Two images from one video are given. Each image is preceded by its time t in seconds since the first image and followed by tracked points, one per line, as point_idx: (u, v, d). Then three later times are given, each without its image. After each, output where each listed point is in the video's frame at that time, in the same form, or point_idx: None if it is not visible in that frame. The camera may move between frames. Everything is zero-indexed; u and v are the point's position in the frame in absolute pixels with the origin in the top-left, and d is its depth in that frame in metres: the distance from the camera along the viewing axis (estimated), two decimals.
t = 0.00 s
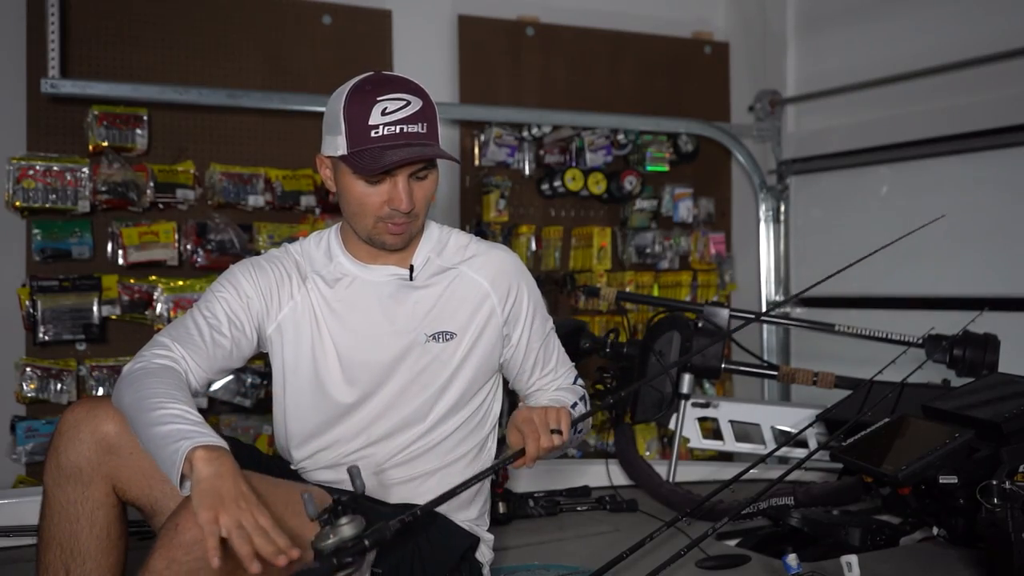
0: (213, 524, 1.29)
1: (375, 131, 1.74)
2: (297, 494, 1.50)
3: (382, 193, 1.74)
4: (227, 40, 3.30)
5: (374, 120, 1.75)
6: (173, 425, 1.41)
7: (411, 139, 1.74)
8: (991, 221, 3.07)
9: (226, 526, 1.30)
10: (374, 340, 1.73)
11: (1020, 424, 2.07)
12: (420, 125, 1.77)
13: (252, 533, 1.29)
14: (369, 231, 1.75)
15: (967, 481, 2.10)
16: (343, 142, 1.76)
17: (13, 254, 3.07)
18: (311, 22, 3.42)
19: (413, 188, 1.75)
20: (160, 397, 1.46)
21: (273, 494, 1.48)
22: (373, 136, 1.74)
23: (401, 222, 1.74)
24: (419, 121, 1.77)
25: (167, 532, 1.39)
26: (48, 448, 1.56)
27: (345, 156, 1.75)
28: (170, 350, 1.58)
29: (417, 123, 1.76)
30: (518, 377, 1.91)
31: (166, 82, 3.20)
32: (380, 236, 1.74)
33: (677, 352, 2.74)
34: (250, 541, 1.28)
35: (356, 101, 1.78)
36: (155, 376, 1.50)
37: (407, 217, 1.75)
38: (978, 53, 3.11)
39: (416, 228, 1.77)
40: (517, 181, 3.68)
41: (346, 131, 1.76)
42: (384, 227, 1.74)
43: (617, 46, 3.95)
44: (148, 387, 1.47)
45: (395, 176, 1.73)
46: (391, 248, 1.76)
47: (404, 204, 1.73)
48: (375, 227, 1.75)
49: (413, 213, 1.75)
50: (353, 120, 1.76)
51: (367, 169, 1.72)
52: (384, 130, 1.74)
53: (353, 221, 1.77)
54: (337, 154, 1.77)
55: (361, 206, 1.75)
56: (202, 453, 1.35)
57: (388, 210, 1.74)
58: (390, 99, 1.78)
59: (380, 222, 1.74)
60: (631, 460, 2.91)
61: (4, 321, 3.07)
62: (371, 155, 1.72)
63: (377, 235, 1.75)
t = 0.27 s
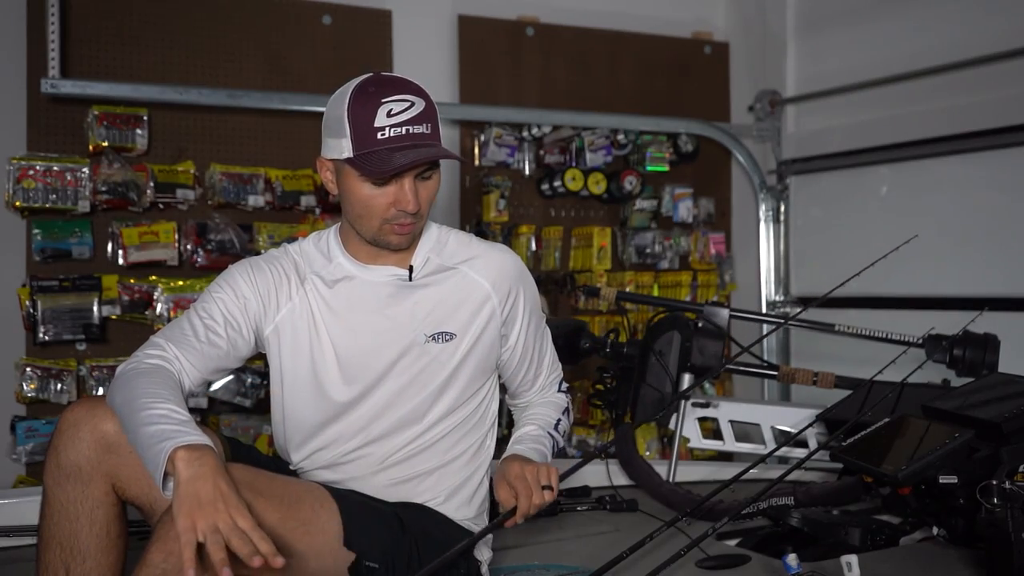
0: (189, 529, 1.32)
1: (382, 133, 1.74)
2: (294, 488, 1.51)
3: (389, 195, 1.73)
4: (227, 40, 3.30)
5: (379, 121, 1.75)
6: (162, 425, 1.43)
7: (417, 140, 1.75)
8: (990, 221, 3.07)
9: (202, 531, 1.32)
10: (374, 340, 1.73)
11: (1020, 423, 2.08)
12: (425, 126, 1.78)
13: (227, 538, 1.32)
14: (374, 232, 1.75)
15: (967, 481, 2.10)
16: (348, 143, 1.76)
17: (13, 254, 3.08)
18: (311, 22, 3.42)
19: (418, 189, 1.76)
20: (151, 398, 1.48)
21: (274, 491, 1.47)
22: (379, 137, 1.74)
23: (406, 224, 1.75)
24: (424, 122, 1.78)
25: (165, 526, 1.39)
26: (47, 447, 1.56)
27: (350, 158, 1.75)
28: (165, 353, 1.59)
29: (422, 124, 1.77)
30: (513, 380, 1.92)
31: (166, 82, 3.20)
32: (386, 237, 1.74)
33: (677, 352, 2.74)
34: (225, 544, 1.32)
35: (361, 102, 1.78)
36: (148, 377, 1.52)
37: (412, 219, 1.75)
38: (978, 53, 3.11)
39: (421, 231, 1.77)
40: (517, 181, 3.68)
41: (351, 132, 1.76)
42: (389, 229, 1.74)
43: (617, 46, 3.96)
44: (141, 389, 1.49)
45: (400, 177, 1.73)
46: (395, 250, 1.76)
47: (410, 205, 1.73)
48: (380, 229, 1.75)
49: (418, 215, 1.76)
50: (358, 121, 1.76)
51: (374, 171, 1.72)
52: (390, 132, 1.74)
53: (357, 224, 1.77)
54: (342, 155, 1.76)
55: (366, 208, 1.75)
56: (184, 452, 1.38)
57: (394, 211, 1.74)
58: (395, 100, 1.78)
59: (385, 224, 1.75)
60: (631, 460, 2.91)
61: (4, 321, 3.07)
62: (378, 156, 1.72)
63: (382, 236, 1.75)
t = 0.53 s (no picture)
0: (189, 515, 1.32)
1: (384, 132, 1.74)
2: (298, 492, 1.49)
3: (390, 194, 1.73)
4: (227, 40, 3.30)
5: (381, 120, 1.75)
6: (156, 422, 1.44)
7: (419, 138, 1.76)
8: (990, 221, 3.07)
9: (203, 517, 1.32)
10: (374, 340, 1.73)
11: (1020, 423, 2.08)
12: (426, 125, 1.78)
13: (228, 518, 1.31)
14: (375, 232, 1.75)
15: (967, 481, 2.10)
16: (349, 142, 1.76)
17: (13, 254, 3.08)
18: (311, 22, 3.42)
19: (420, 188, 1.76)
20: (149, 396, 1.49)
21: (279, 495, 1.45)
22: (381, 136, 1.74)
23: (407, 224, 1.75)
24: (425, 121, 1.78)
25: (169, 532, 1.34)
26: (47, 447, 1.56)
27: (352, 157, 1.74)
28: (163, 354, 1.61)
29: (424, 123, 1.77)
30: (512, 381, 1.92)
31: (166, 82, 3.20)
32: (388, 236, 1.74)
33: (677, 352, 2.74)
34: (228, 526, 1.31)
35: (362, 101, 1.78)
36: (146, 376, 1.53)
37: (413, 218, 1.75)
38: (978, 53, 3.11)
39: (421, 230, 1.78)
40: (517, 181, 3.68)
41: (352, 131, 1.76)
42: (390, 228, 1.74)
43: (617, 46, 3.96)
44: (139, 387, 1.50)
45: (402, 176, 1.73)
46: (396, 250, 1.76)
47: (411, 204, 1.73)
48: (381, 228, 1.75)
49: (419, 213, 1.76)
50: (359, 120, 1.76)
51: (377, 170, 1.72)
52: (392, 131, 1.75)
53: (358, 223, 1.77)
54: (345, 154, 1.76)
55: (369, 207, 1.75)
56: (181, 445, 1.38)
57: (395, 210, 1.74)
58: (396, 99, 1.78)
59: (386, 223, 1.75)
60: (631, 460, 2.91)
61: (4, 321, 3.07)
62: (381, 156, 1.72)
63: (384, 235, 1.75)
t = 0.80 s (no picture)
0: (187, 497, 1.32)
1: (383, 131, 1.74)
2: (303, 499, 1.47)
3: (390, 192, 1.73)
4: (227, 40, 3.30)
5: (381, 118, 1.75)
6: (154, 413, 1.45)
7: (419, 137, 1.75)
8: (990, 221, 3.07)
9: (201, 497, 1.32)
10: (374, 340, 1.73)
11: (1020, 423, 2.08)
12: (426, 123, 1.78)
13: (228, 497, 1.33)
14: (375, 231, 1.75)
15: (967, 481, 2.10)
16: (350, 141, 1.76)
17: (13, 254, 3.08)
18: (311, 22, 3.42)
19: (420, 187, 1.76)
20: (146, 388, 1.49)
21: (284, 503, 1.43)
22: (381, 135, 1.74)
23: (406, 222, 1.75)
24: (425, 119, 1.78)
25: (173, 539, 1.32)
26: (47, 447, 1.56)
27: (353, 156, 1.75)
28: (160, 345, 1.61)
29: (424, 121, 1.77)
30: (516, 383, 1.92)
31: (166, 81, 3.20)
32: (387, 235, 1.74)
33: (677, 352, 2.74)
34: (226, 505, 1.32)
35: (363, 100, 1.78)
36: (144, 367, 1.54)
37: (413, 216, 1.75)
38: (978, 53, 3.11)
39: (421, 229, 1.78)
40: (517, 182, 3.68)
41: (353, 130, 1.76)
42: (389, 227, 1.75)
43: (617, 46, 3.96)
44: (137, 377, 1.51)
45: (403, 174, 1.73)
46: (396, 249, 1.76)
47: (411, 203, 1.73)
48: (381, 227, 1.75)
49: (419, 213, 1.76)
50: (359, 119, 1.76)
51: (377, 169, 1.72)
52: (392, 129, 1.74)
53: (358, 222, 1.77)
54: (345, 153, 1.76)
55: (369, 206, 1.75)
56: (179, 429, 1.41)
57: (395, 209, 1.74)
58: (397, 97, 1.78)
59: (386, 222, 1.75)
60: (631, 460, 2.91)
61: (4, 321, 3.07)
62: (381, 154, 1.72)
63: (384, 234, 1.75)
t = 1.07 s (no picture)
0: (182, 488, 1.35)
1: (384, 130, 1.74)
2: (305, 500, 1.46)
3: (391, 192, 1.73)
4: (227, 40, 3.30)
5: (382, 118, 1.75)
6: (150, 409, 1.46)
7: (420, 136, 1.75)
8: (990, 221, 3.07)
9: (196, 487, 1.35)
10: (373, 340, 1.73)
11: (1020, 423, 2.08)
12: (426, 122, 1.78)
13: (221, 485, 1.35)
14: (375, 230, 1.75)
15: (967, 481, 2.10)
16: (351, 141, 1.76)
17: (13, 254, 3.08)
18: (311, 22, 3.42)
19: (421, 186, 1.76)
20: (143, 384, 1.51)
21: (287, 504, 1.43)
22: (381, 134, 1.74)
23: (407, 221, 1.75)
24: (426, 119, 1.78)
25: (175, 541, 1.33)
26: (48, 447, 1.56)
27: (353, 155, 1.75)
28: (156, 342, 1.64)
29: (424, 121, 1.77)
30: (520, 384, 1.92)
31: (166, 81, 3.20)
32: (388, 234, 1.74)
33: (677, 352, 2.74)
34: (221, 493, 1.34)
35: (363, 100, 1.78)
36: (141, 363, 1.56)
37: (413, 214, 1.75)
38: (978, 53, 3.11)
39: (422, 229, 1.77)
40: (517, 181, 3.68)
41: (353, 130, 1.76)
42: (390, 226, 1.74)
43: (617, 46, 3.96)
44: (133, 373, 1.53)
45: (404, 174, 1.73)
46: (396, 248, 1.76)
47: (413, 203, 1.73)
48: (381, 226, 1.75)
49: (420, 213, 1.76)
50: (360, 119, 1.76)
51: (378, 168, 1.72)
52: (392, 128, 1.75)
53: (359, 222, 1.77)
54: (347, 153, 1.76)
55: (370, 206, 1.75)
56: (172, 423, 1.43)
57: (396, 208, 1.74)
58: (397, 97, 1.78)
59: (387, 221, 1.75)
60: (631, 460, 2.91)
61: (4, 321, 3.07)
62: (382, 154, 1.73)
63: (385, 233, 1.75)
